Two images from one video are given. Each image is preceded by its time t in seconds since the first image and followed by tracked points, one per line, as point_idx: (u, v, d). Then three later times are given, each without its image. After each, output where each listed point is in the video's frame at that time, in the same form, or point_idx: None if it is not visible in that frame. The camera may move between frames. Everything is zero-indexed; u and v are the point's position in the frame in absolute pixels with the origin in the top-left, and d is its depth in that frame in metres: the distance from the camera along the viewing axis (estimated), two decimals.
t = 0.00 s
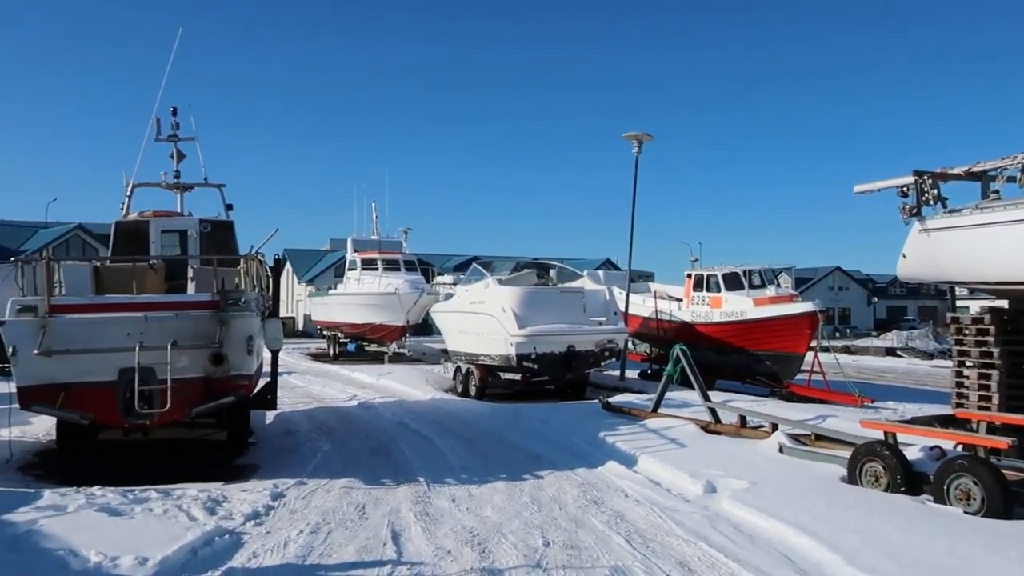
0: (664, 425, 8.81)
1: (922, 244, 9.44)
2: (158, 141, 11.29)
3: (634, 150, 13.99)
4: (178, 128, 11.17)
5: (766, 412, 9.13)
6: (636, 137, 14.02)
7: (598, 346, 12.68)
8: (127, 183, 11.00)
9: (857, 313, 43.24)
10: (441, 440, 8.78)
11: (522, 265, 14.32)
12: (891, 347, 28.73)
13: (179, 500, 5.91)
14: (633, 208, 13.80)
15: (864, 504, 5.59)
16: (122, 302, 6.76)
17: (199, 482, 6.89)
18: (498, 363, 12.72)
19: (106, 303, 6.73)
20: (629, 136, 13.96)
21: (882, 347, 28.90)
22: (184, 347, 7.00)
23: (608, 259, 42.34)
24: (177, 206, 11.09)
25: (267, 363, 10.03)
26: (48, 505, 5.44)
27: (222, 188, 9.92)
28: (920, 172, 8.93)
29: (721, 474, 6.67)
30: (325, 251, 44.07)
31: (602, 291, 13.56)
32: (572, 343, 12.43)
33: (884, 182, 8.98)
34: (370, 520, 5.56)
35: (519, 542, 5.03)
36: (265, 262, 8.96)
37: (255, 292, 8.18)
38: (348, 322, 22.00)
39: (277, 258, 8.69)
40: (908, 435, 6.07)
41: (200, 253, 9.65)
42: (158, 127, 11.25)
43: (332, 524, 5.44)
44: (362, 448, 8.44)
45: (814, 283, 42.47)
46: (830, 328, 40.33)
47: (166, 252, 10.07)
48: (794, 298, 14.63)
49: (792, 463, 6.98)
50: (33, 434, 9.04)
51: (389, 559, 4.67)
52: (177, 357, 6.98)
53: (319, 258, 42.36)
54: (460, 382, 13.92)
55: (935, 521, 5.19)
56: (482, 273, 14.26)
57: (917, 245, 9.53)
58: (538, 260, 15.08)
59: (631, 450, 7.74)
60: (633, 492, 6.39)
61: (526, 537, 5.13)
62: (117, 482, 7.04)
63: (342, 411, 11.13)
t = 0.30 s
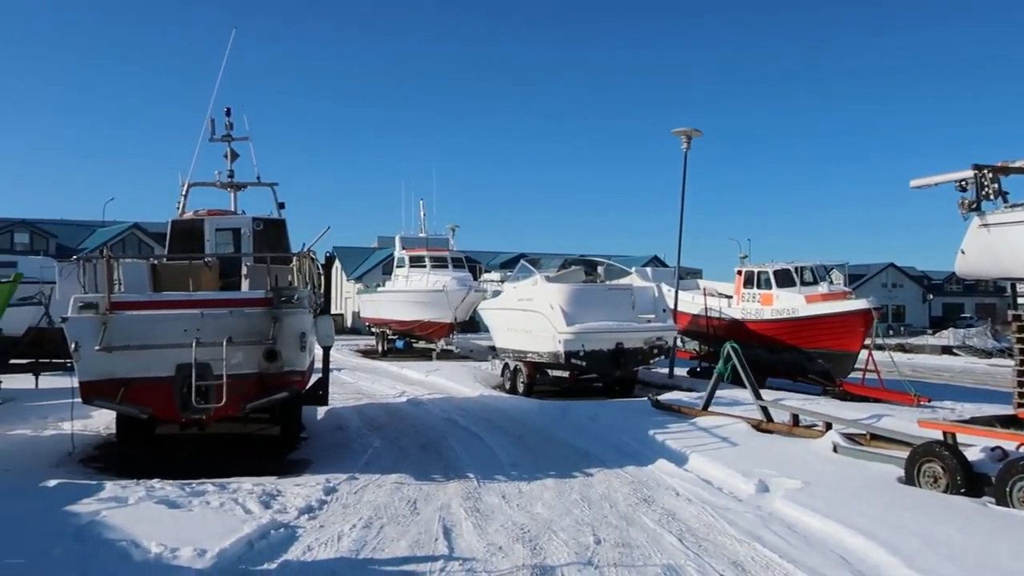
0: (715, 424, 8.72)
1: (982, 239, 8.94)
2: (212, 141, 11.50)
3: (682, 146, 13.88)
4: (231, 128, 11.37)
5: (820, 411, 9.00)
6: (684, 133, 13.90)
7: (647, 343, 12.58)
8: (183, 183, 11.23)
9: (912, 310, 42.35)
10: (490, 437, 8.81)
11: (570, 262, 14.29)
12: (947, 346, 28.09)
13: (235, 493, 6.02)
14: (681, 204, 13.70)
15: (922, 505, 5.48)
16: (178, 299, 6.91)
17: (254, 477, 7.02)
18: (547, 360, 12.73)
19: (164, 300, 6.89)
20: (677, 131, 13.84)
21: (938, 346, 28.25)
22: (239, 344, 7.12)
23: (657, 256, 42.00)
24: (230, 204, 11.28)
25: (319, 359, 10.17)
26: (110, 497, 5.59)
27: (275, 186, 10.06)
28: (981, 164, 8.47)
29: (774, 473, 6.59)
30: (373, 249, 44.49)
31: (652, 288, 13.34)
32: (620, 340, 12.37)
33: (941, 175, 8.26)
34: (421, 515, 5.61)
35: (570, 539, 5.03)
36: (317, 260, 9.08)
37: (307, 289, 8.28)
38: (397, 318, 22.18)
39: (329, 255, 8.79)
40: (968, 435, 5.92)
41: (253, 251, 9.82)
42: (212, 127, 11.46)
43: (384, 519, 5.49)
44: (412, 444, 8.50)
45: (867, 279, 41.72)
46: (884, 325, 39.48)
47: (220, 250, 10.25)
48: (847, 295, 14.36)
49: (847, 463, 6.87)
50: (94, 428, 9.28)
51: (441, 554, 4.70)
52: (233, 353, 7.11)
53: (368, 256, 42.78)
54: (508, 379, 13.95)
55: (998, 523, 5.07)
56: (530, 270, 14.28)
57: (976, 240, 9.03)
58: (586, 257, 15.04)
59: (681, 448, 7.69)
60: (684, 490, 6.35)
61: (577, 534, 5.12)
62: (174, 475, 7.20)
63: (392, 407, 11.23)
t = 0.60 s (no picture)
0: (763, 422, 8.62)
1: None
2: (260, 141, 11.66)
3: (728, 141, 13.73)
4: (279, 128, 11.51)
5: (871, 410, 8.84)
6: (730, 128, 13.75)
7: (692, 340, 12.47)
8: (232, 182, 11.40)
9: (964, 307, 41.42)
10: (535, 434, 8.81)
11: (614, 259, 14.23)
12: (1001, 344, 27.42)
13: (285, 488, 6.10)
14: (727, 200, 13.56)
15: (977, 506, 5.36)
16: (229, 297, 7.01)
17: (303, 472, 7.11)
18: (591, 358, 12.68)
19: (214, 298, 7.00)
20: (722, 126, 13.70)
21: (991, 344, 27.59)
22: (288, 341, 7.21)
23: (701, 252, 41.65)
24: (278, 203, 11.43)
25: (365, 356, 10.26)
26: (163, 491, 5.71)
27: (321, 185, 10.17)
28: None
29: (823, 472, 6.50)
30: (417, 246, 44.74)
31: (697, 285, 13.24)
32: (666, 338, 12.27)
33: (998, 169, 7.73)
34: (468, 511, 5.63)
35: (617, 537, 5.01)
36: (362, 258, 9.17)
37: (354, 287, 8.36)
38: (440, 315, 22.27)
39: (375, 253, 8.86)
40: None
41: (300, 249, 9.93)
42: (259, 127, 11.62)
43: (431, 515, 5.52)
44: (457, 441, 8.54)
45: (917, 276, 40.90)
46: (935, 322, 38.64)
47: (268, 248, 10.37)
48: (898, 292, 14.08)
49: (899, 463, 6.74)
50: (147, 423, 9.48)
51: (488, 551, 4.71)
52: (281, 350, 7.21)
53: (412, 253, 43.04)
54: (551, 376, 13.94)
55: None
56: (574, 267, 14.25)
57: None
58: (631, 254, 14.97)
59: (728, 447, 7.63)
60: (731, 489, 6.29)
61: (624, 533, 5.10)
62: (225, 469, 7.32)
63: (437, 404, 11.28)
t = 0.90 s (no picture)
0: (815, 422, 8.49)
1: None
2: (311, 142, 11.81)
3: (778, 137, 13.55)
4: (328, 129, 11.65)
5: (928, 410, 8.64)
6: (780, 123, 13.56)
7: (742, 339, 12.32)
8: (283, 183, 11.56)
9: None
10: (583, 433, 8.78)
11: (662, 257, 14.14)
12: None
13: (337, 485, 6.18)
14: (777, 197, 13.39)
15: None
16: (281, 297, 7.11)
17: (354, 469, 7.19)
18: (639, 356, 12.61)
19: (267, 298, 7.11)
20: (772, 122, 13.52)
21: None
22: (339, 339, 7.29)
23: (750, 249, 41.18)
24: (328, 203, 11.57)
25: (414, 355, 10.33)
26: (219, 487, 5.82)
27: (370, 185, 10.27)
28: None
29: (879, 473, 6.38)
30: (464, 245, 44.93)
31: (746, 283, 13.09)
32: (716, 336, 12.13)
33: None
34: (518, 510, 5.64)
35: (668, 537, 4.98)
36: (411, 257, 9.24)
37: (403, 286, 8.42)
38: (488, 314, 22.35)
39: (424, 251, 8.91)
40: None
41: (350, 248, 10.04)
42: (309, 129, 11.77)
43: (481, 513, 5.55)
44: (506, 440, 8.56)
45: (975, 272, 39.92)
46: (994, 320, 37.68)
47: (318, 248, 10.50)
48: (955, 288, 13.75)
49: (957, 464, 6.58)
50: (202, 421, 9.67)
51: (538, 550, 4.72)
52: (333, 349, 7.29)
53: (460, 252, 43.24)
54: (599, 375, 13.90)
55: None
56: (621, 265, 14.18)
57: None
58: (679, 252, 14.86)
59: (780, 447, 7.53)
60: (784, 489, 6.20)
61: (675, 533, 5.06)
62: (278, 466, 7.44)
63: (485, 403, 11.31)
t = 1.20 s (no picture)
0: (863, 424, 8.34)
1: None
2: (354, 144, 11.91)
3: (824, 135, 13.35)
4: (371, 130, 11.74)
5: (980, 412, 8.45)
6: (825, 121, 13.36)
7: (787, 340, 12.12)
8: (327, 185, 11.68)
9: None
10: (626, 434, 8.74)
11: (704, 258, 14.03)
12: None
13: (380, 485, 6.22)
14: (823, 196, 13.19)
15: None
16: (326, 297, 7.18)
17: (397, 468, 7.23)
18: (682, 357, 12.51)
19: (312, 298, 7.19)
20: (817, 120, 13.32)
21: None
22: (382, 339, 7.35)
23: (794, 249, 40.70)
24: (371, 205, 11.65)
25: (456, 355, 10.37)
26: (266, 485, 5.89)
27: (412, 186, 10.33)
28: None
29: (929, 477, 6.25)
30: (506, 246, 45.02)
31: (790, 283, 12.93)
32: (760, 337, 11.99)
33: None
34: (561, 511, 5.63)
35: (713, 540, 4.93)
36: (453, 257, 9.27)
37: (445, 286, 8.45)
38: (528, 315, 22.37)
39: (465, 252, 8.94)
40: None
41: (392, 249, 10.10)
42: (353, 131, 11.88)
43: (524, 514, 5.55)
44: (548, 440, 8.54)
45: None
46: None
47: (361, 249, 10.59)
48: (1007, 289, 13.44)
49: (1010, 468, 6.42)
50: (248, 420, 9.80)
51: (582, 551, 4.70)
52: (377, 349, 7.35)
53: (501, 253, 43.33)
54: (642, 376, 13.82)
55: None
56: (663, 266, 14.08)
57: None
58: (722, 252, 14.73)
59: (826, 449, 7.41)
60: (831, 493, 6.11)
61: (720, 536, 5.01)
62: (323, 465, 7.52)
63: (527, 403, 11.30)
